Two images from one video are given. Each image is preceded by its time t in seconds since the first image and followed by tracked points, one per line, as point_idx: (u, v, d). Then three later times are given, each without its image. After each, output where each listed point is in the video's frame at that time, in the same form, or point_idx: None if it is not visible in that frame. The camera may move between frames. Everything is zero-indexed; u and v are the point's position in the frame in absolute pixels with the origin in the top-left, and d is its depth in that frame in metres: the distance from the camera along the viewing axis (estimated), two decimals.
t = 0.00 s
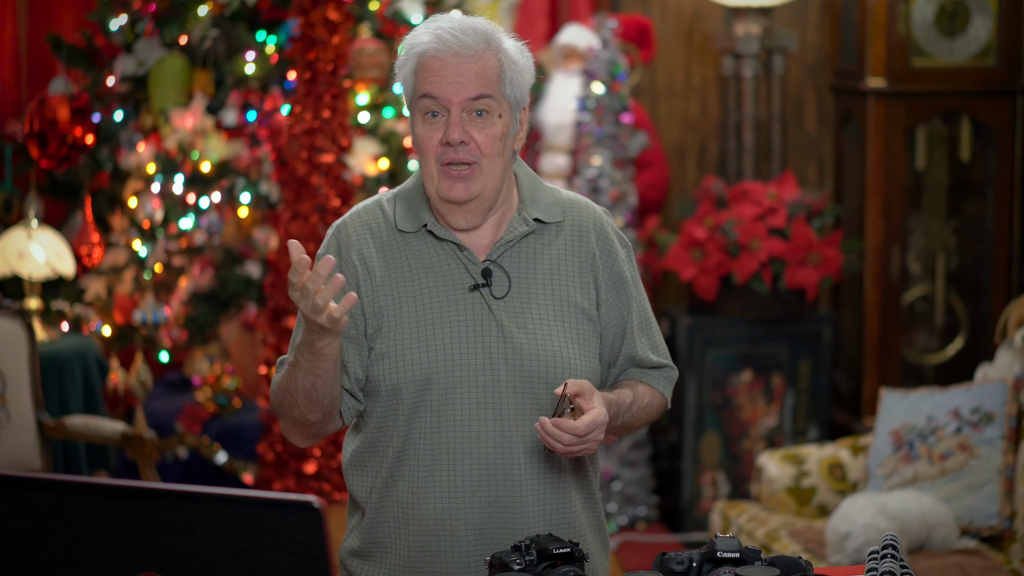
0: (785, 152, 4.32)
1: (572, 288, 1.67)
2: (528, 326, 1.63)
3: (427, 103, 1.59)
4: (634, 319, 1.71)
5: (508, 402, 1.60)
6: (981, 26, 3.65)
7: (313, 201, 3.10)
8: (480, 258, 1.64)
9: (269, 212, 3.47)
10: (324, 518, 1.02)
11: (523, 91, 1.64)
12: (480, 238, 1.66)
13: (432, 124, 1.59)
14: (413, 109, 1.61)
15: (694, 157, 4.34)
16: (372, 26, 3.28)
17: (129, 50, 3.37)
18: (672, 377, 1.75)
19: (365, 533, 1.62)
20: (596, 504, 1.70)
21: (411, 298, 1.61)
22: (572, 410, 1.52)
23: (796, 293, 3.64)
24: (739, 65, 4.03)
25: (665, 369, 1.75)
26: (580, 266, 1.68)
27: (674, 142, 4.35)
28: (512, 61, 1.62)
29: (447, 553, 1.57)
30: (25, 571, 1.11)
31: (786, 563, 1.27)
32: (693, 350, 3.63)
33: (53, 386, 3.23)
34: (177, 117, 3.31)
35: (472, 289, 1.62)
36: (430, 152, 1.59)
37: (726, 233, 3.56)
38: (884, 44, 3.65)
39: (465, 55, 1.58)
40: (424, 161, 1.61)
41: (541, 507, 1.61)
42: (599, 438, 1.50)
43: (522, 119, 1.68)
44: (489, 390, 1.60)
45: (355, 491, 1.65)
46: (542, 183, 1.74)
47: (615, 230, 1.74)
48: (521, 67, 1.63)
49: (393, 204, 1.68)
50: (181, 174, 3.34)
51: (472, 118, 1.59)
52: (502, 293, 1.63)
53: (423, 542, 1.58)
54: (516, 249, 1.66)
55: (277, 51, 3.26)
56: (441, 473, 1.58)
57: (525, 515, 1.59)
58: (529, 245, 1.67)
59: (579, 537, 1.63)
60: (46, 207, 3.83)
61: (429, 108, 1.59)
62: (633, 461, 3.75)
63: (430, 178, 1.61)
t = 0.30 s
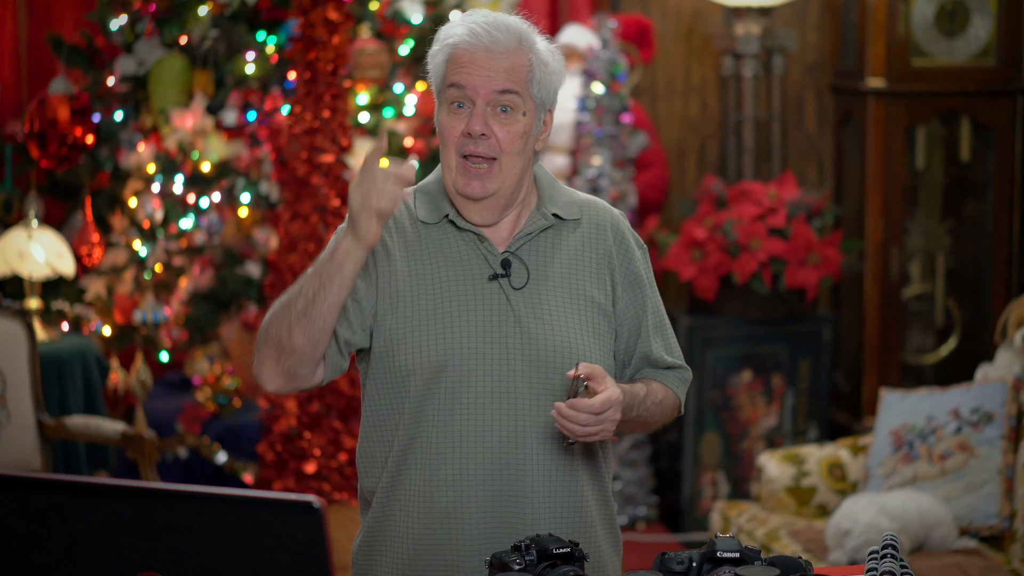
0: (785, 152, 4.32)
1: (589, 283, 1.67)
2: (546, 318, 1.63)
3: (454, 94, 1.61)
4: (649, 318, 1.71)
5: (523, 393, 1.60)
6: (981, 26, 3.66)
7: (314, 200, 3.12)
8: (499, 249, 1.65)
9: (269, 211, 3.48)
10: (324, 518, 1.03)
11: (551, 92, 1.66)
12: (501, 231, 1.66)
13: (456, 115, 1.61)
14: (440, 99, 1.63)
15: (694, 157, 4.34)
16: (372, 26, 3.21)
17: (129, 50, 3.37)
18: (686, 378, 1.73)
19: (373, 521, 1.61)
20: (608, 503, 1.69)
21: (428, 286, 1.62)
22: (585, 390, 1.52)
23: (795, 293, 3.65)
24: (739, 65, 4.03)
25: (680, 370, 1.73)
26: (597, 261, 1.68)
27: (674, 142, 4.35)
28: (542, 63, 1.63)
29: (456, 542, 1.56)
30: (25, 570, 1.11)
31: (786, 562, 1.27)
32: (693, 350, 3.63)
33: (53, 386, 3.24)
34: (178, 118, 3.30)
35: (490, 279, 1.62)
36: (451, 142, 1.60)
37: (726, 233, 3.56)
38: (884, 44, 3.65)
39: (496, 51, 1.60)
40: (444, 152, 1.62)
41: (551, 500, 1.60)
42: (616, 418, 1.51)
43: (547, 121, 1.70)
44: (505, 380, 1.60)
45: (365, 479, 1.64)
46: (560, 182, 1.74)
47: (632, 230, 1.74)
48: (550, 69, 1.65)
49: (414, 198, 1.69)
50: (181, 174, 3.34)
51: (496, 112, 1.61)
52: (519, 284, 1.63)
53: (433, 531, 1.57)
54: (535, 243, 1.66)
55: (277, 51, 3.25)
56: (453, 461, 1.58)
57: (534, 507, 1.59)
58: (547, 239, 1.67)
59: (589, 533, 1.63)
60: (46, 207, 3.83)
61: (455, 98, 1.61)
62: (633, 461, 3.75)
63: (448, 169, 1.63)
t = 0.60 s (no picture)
0: (785, 152, 4.32)
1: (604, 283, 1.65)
2: (568, 315, 1.59)
3: (485, 109, 1.55)
4: (652, 325, 1.73)
5: (549, 391, 1.55)
6: (981, 26, 3.66)
7: (313, 201, 3.12)
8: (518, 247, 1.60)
9: (269, 211, 3.48)
10: (324, 518, 1.03)
11: (577, 112, 1.62)
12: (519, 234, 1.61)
13: (485, 131, 1.55)
14: (468, 111, 1.57)
15: (694, 157, 4.34)
16: (371, 27, 3.31)
17: (130, 50, 3.36)
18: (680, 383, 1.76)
19: (387, 523, 1.52)
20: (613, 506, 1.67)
21: (449, 278, 1.55)
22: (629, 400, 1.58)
23: (795, 293, 3.65)
24: (739, 65, 4.03)
25: (674, 375, 1.76)
26: (607, 264, 1.67)
27: (674, 141, 4.35)
28: (573, 85, 1.59)
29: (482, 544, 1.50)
30: (25, 570, 1.11)
31: (786, 562, 1.28)
32: (693, 350, 3.63)
33: (54, 386, 3.23)
34: (177, 117, 3.30)
35: (513, 275, 1.57)
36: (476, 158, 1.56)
37: (726, 233, 3.56)
38: (883, 44, 3.65)
39: (534, 74, 1.54)
40: (468, 164, 1.58)
41: (574, 501, 1.56)
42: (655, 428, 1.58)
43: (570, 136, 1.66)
44: (531, 376, 1.55)
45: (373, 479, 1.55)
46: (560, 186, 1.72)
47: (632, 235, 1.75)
48: (579, 90, 1.61)
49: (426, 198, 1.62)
50: (181, 174, 3.34)
51: (525, 134, 1.56)
52: (542, 280, 1.59)
53: (456, 534, 1.50)
54: (551, 242, 1.62)
55: (277, 51, 3.28)
56: (479, 459, 1.51)
57: (557, 508, 1.54)
58: (562, 239, 1.64)
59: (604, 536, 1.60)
60: (46, 208, 3.83)
61: (485, 114, 1.55)
62: (633, 461, 3.75)
63: (469, 180, 1.58)
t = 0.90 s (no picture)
0: (785, 152, 4.32)
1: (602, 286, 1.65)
2: (569, 319, 1.58)
3: (492, 122, 1.50)
4: (644, 326, 1.73)
5: (550, 394, 1.55)
6: (981, 26, 3.66)
7: (313, 201, 3.10)
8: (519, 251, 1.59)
9: (269, 212, 3.48)
10: (324, 518, 1.03)
11: (582, 127, 1.58)
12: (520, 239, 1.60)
13: (492, 145, 1.51)
14: (475, 121, 1.52)
15: (693, 157, 4.34)
16: (372, 26, 3.32)
17: (130, 50, 3.36)
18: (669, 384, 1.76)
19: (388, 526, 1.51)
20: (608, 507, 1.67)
21: (450, 283, 1.54)
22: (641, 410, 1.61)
23: (795, 293, 3.65)
24: (739, 65, 4.02)
25: (663, 376, 1.76)
26: (602, 267, 1.67)
27: (674, 142, 4.35)
28: (581, 101, 1.55)
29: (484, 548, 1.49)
30: (25, 570, 1.11)
31: (786, 563, 1.28)
32: (693, 350, 3.63)
33: (54, 385, 3.23)
34: (177, 117, 3.29)
35: (514, 280, 1.56)
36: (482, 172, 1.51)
37: (726, 233, 3.56)
38: (883, 44, 3.65)
39: (545, 89, 1.49)
40: (472, 178, 1.53)
41: (574, 503, 1.56)
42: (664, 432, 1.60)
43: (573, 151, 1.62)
44: (533, 380, 1.54)
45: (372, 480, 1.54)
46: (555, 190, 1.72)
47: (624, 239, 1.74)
48: (586, 106, 1.57)
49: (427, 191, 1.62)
50: (181, 174, 3.34)
51: (533, 149, 1.52)
52: (543, 284, 1.58)
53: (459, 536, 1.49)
54: (551, 246, 1.61)
55: (277, 51, 3.30)
56: (481, 462, 1.50)
57: (557, 510, 1.54)
58: (560, 243, 1.63)
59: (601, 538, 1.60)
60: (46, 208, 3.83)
61: (493, 128, 1.50)
62: (633, 461, 3.75)
63: (473, 194, 1.54)
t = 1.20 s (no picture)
0: (785, 152, 4.32)
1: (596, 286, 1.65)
2: (566, 320, 1.58)
3: (488, 126, 1.50)
4: (636, 324, 1.74)
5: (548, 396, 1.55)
6: (981, 26, 3.66)
7: (313, 201, 3.11)
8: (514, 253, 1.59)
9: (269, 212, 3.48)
10: (325, 518, 1.02)
11: (576, 130, 1.58)
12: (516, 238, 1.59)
13: (488, 149, 1.51)
14: (472, 126, 1.51)
15: (694, 157, 4.34)
16: (372, 26, 3.29)
17: (129, 50, 3.36)
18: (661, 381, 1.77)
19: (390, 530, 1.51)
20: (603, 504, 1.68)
21: (448, 285, 1.54)
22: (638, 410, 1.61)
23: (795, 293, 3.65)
24: (739, 65, 4.02)
25: (655, 374, 1.77)
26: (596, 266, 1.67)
27: (674, 141, 4.35)
28: (576, 102, 1.55)
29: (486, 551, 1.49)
30: (25, 569, 1.11)
31: (787, 563, 1.27)
32: (693, 350, 3.63)
33: (54, 385, 3.23)
34: (177, 117, 3.28)
35: (512, 282, 1.56)
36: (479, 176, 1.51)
37: (726, 233, 3.56)
38: (883, 44, 3.65)
39: (540, 93, 1.49)
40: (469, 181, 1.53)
41: (571, 503, 1.56)
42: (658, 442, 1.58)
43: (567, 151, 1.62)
44: (532, 381, 1.54)
45: (373, 484, 1.54)
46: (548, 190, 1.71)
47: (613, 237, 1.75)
48: (581, 108, 1.57)
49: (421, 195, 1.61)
50: (181, 174, 3.34)
51: (529, 153, 1.52)
52: (540, 286, 1.58)
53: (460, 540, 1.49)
54: (546, 247, 1.61)
55: (277, 51, 3.28)
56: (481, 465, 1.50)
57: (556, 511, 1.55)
58: (555, 243, 1.63)
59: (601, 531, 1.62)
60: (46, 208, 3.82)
61: (489, 132, 1.50)
62: (633, 461, 3.75)
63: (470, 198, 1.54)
